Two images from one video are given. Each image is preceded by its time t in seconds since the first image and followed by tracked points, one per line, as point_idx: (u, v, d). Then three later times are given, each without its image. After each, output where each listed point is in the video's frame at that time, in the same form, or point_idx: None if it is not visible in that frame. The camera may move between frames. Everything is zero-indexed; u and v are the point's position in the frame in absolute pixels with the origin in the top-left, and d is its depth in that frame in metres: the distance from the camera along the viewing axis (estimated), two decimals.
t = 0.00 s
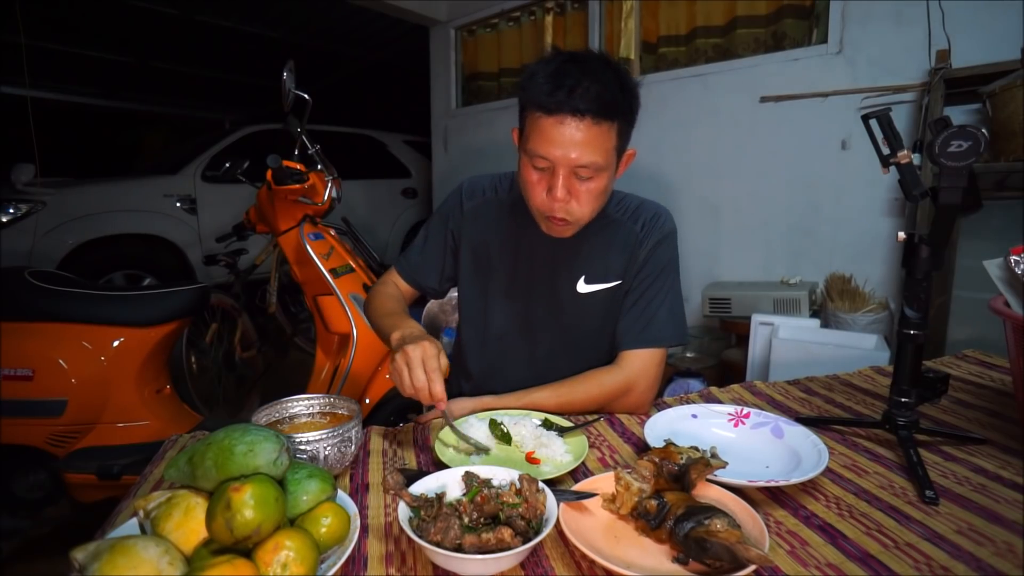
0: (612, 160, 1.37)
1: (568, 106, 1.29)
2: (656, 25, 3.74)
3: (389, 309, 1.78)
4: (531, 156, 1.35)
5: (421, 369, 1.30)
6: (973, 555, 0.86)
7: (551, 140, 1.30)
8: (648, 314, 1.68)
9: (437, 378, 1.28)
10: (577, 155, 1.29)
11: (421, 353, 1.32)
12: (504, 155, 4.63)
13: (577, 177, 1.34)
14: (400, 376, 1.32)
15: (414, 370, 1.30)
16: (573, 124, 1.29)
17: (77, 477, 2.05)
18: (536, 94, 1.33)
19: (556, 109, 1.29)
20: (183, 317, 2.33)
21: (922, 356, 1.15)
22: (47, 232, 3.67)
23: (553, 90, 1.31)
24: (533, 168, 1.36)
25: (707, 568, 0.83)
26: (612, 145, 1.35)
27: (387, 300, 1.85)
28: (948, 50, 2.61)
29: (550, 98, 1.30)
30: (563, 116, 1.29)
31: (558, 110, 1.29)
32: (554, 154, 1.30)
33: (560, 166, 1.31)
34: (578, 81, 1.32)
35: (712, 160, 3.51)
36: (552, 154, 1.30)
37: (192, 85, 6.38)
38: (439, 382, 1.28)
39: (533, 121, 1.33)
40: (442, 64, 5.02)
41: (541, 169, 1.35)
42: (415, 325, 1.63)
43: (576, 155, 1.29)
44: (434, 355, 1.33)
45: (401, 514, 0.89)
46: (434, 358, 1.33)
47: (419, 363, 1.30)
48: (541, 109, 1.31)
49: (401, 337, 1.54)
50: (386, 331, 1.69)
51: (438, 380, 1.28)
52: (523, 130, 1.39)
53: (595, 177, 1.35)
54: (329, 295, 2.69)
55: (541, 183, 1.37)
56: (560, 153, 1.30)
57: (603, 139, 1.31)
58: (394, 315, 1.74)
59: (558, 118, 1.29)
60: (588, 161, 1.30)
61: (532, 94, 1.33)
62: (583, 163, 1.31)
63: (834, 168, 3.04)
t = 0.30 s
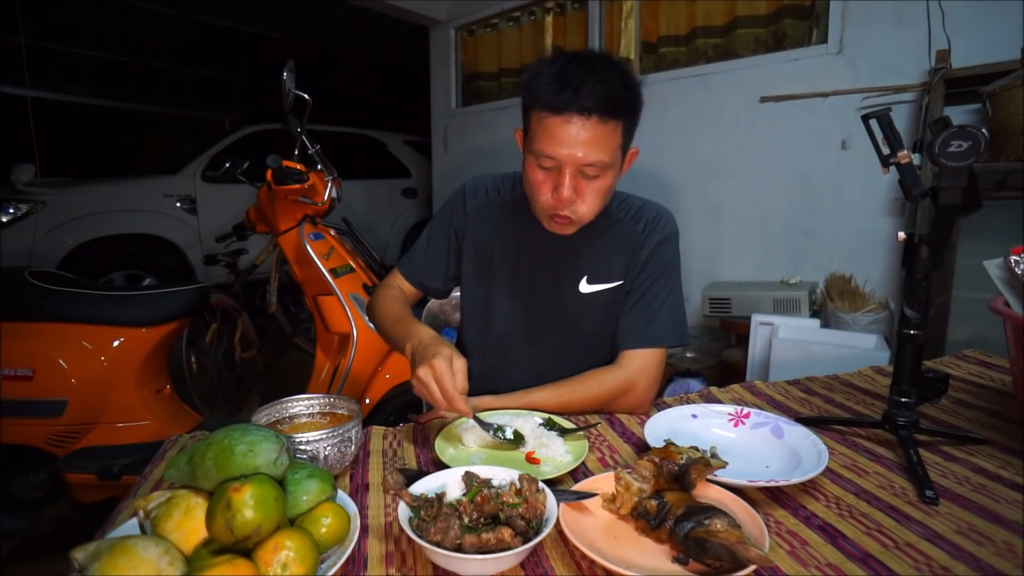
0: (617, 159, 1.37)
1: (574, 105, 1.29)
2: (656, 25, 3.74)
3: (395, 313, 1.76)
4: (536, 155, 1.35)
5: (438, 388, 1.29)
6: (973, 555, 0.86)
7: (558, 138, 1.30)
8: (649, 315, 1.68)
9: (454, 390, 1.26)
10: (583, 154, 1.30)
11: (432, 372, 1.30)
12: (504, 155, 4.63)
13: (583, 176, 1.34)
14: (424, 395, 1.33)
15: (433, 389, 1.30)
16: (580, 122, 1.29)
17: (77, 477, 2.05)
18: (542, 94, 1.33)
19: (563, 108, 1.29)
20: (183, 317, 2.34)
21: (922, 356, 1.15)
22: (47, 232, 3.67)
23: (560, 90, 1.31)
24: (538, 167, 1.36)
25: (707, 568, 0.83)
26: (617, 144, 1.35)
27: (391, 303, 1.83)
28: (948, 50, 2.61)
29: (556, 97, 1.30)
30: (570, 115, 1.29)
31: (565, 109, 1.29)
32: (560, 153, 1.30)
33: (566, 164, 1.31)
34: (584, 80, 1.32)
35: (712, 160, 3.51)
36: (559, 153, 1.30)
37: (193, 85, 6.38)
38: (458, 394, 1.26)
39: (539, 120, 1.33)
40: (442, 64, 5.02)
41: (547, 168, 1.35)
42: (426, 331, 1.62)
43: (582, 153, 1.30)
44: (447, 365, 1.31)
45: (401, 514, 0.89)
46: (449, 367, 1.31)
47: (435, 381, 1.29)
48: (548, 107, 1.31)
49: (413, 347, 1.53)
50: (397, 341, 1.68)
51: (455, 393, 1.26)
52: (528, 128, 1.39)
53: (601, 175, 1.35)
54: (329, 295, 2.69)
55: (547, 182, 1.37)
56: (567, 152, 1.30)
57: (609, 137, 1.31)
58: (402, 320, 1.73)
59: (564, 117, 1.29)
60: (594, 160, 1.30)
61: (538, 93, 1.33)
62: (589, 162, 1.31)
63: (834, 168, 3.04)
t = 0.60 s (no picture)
0: (620, 159, 1.36)
1: (577, 104, 1.29)
2: (657, 25, 3.74)
3: (396, 317, 1.76)
4: (540, 155, 1.34)
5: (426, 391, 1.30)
6: (973, 555, 0.86)
7: (562, 138, 1.30)
8: (649, 315, 1.69)
9: (440, 390, 1.27)
10: (587, 154, 1.29)
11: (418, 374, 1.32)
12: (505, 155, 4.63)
13: (587, 176, 1.34)
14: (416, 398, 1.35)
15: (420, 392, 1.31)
16: (583, 123, 1.29)
17: (77, 477, 2.05)
18: (545, 94, 1.33)
19: (567, 108, 1.29)
20: (183, 317, 2.34)
21: (922, 356, 1.15)
22: (47, 232, 3.67)
23: (563, 90, 1.31)
24: (541, 168, 1.36)
25: (706, 568, 0.83)
26: (621, 144, 1.34)
27: (392, 306, 1.83)
28: (948, 50, 2.62)
29: (561, 97, 1.30)
30: (575, 115, 1.29)
31: (569, 109, 1.29)
32: (564, 153, 1.30)
33: (570, 164, 1.31)
34: (588, 80, 1.32)
35: (712, 160, 3.51)
36: (563, 154, 1.30)
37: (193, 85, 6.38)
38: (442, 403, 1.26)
39: (543, 121, 1.33)
40: (442, 64, 5.02)
41: (551, 168, 1.34)
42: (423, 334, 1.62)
43: (586, 153, 1.29)
44: (435, 364, 1.33)
45: (401, 513, 0.89)
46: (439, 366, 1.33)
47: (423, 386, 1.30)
48: (552, 108, 1.31)
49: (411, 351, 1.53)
50: (397, 345, 1.67)
51: (442, 394, 1.26)
52: (531, 128, 1.38)
53: (605, 175, 1.35)
54: (329, 295, 2.69)
55: (551, 182, 1.37)
56: (571, 152, 1.30)
57: (612, 138, 1.31)
58: (400, 323, 1.73)
59: (568, 117, 1.29)
60: (598, 160, 1.30)
61: (541, 93, 1.33)
62: (594, 162, 1.31)
63: (834, 168, 3.04)
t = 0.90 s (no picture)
0: (620, 160, 1.36)
1: (577, 106, 1.29)
2: (657, 24, 3.74)
3: (399, 318, 1.76)
4: (539, 157, 1.35)
5: (436, 384, 1.28)
6: (973, 555, 0.86)
7: (560, 139, 1.30)
8: (649, 315, 1.69)
9: (452, 382, 1.26)
10: (586, 155, 1.29)
11: (428, 365, 1.30)
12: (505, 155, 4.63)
13: (587, 177, 1.34)
14: (421, 391, 1.33)
15: (429, 384, 1.29)
16: (582, 125, 1.29)
17: (77, 477, 2.05)
18: (545, 96, 1.33)
19: (566, 110, 1.30)
20: (183, 317, 2.34)
21: (922, 356, 1.15)
22: (47, 232, 3.67)
23: (562, 92, 1.31)
24: (541, 169, 1.36)
25: (707, 568, 0.83)
26: (620, 145, 1.34)
27: (393, 308, 1.82)
28: (948, 50, 2.62)
29: (560, 99, 1.31)
30: (575, 116, 1.29)
31: (569, 111, 1.29)
32: (563, 155, 1.30)
33: (569, 167, 1.31)
34: (586, 81, 1.32)
35: (712, 160, 3.51)
36: (562, 156, 1.30)
37: (193, 85, 6.38)
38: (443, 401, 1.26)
39: (541, 122, 1.33)
40: (442, 64, 5.02)
41: (550, 170, 1.34)
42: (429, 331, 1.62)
43: (585, 155, 1.29)
44: (447, 357, 1.33)
45: (401, 514, 0.89)
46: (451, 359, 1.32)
47: (433, 379, 1.29)
48: (551, 109, 1.31)
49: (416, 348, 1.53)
50: (401, 344, 1.67)
51: (454, 386, 1.26)
52: (530, 130, 1.38)
53: (605, 176, 1.34)
54: (329, 295, 2.69)
55: (549, 185, 1.37)
56: (570, 154, 1.30)
57: (611, 139, 1.31)
58: (404, 324, 1.73)
59: (566, 120, 1.29)
60: (597, 162, 1.30)
61: (540, 94, 1.33)
62: (593, 164, 1.31)
63: (834, 168, 3.04)
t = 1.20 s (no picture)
0: (618, 160, 1.36)
1: (575, 108, 1.29)
2: (656, 24, 3.74)
3: (403, 322, 1.75)
4: (537, 159, 1.35)
5: (454, 390, 1.29)
6: (973, 555, 0.86)
7: (558, 141, 1.30)
8: (649, 315, 1.69)
9: (470, 388, 1.28)
10: (584, 157, 1.30)
11: (445, 371, 1.32)
12: (505, 155, 4.63)
13: (585, 179, 1.34)
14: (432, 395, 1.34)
15: (447, 391, 1.29)
16: (579, 126, 1.29)
17: (77, 477, 2.05)
18: (543, 97, 1.33)
19: (563, 112, 1.30)
20: (183, 317, 2.34)
21: (922, 356, 1.15)
22: (47, 232, 3.67)
23: (560, 94, 1.31)
24: (539, 171, 1.36)
25: (707, 568, 0.83)
26: (618, 145, 1.34)
27: (396, 310, 1.83)
28: (948, 50, 2.62)
29: (557, 101, 1.30)
30: (574, 117, 1.29)
31: (567, 113, 1.29)
32: (561, 157, 1.30)
33: (567, 168, 1.31)
34: (584, 83, 1.32)
35: (712, 160, 3.51)
36: (560, 158, 1.30)
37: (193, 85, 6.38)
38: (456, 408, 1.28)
39: (539, 124, 1.33)
40: (442, 64, 5.03)
41: (548, 172, 1.35)
42: (436, 339, 1.62)
43: (582, 157, 1.30)
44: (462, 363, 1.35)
45: (401, 514, 0.89)
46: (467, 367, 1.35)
47: (450, 385, 1.30)
48: (548, 111, 1.31)
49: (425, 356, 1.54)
50: (407, 350, 1.67)
51: (473, 391, 1.27)
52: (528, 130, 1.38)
53: (603, 178, 1.35)
54: (329, 295, 2.69)
55: (547, 187, 1.37)
56: (567, 156, 1.30)
57: (609, 140, 1.31)
58: (409, 328, 1.73)
59: (564, 122, 1.29)
60: (595, 163, 1.30)
61: (538, 96, 1.33)
62: (591, 165, 1.31)
63: (834, 168, 3.04)
